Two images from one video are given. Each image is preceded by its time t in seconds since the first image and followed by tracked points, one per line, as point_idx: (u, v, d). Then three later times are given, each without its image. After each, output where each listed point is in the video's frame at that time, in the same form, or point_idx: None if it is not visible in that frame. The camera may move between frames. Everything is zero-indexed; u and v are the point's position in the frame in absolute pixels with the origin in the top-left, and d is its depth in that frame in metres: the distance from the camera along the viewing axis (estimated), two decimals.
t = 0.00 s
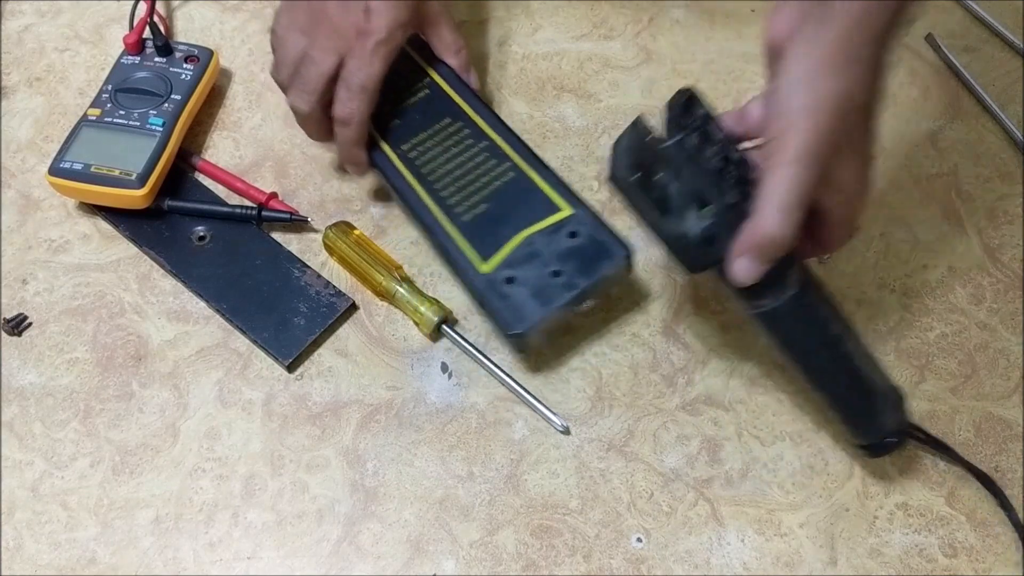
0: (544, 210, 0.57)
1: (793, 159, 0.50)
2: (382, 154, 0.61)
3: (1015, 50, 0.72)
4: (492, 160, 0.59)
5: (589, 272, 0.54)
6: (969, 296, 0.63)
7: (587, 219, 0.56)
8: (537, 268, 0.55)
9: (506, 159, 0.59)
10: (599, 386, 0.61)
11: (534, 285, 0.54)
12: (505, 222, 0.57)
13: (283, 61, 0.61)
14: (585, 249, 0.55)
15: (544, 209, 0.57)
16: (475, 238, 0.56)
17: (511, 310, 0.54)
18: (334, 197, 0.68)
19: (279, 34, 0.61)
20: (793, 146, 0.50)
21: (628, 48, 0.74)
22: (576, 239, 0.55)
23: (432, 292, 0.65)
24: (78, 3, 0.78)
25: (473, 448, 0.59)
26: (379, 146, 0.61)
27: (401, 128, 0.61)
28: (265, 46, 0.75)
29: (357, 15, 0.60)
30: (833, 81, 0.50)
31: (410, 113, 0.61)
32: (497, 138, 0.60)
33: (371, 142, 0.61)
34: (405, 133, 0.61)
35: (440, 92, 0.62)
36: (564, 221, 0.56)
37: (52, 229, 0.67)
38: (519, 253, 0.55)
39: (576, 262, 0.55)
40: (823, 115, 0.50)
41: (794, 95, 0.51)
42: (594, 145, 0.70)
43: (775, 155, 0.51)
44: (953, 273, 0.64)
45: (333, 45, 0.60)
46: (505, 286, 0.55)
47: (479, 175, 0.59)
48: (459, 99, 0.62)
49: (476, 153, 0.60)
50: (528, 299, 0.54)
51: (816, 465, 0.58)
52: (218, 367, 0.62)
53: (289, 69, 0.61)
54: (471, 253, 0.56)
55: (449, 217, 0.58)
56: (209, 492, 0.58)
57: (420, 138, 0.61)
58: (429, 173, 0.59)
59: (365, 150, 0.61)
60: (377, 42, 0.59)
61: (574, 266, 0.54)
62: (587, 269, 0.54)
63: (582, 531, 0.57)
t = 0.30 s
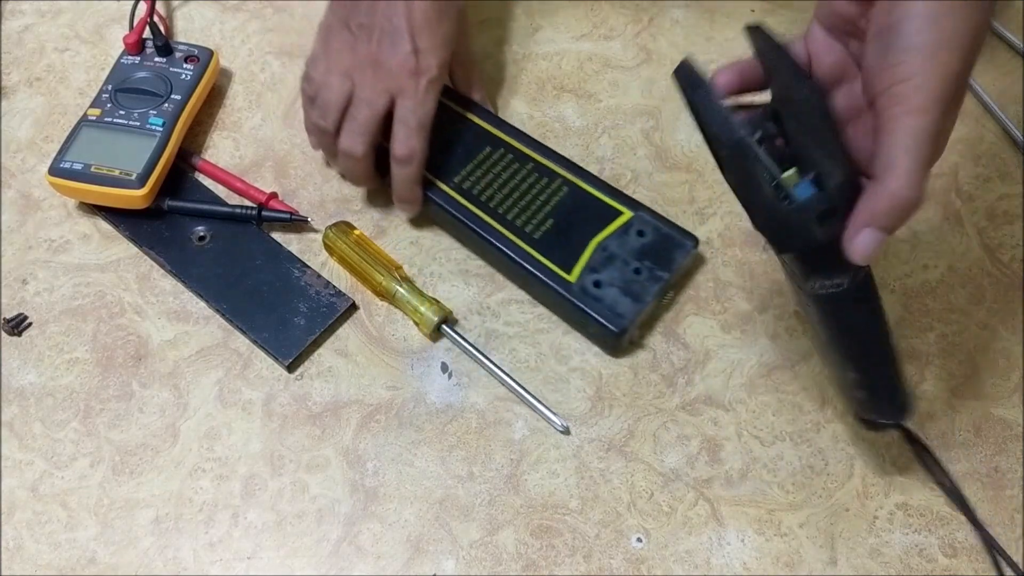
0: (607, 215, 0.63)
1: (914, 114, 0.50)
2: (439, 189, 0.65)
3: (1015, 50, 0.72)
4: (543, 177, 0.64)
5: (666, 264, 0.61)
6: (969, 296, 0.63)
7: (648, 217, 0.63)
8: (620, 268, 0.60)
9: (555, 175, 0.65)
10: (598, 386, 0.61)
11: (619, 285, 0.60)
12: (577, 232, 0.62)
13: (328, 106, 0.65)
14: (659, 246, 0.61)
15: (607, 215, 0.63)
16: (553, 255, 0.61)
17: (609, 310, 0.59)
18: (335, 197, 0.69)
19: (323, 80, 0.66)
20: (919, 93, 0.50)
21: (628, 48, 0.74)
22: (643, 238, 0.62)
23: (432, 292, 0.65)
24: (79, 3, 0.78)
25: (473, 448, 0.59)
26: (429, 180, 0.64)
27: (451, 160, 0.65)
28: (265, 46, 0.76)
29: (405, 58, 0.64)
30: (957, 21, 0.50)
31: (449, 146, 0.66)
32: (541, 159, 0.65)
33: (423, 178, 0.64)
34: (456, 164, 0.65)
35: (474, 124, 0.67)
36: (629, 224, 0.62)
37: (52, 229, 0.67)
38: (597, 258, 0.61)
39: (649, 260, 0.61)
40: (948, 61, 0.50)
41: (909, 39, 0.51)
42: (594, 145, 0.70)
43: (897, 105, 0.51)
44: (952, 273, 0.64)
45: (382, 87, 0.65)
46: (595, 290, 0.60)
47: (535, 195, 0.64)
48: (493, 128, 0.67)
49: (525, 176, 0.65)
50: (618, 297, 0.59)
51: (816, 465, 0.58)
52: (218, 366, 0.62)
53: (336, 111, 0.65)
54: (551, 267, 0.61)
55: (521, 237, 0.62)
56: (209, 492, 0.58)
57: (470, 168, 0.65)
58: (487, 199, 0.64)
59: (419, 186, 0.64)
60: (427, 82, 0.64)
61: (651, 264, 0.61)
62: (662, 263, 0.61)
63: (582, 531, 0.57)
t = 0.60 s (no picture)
0: (614, 220, 0.63)
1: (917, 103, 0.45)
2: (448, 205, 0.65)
3: (1015, 50, 0.72)
4: (550, 186, 0.65)
5: (674, 267, 0.61)
6: (969, 296, 0.63)
7: (654, 220, 0.63)
8: (628, 270, 0.61)
9: (561, 184, 0.65)
10: (598, 386, 0.61)
11: (626, 287, 0.60)
12: (584, 240, 0.63)
13: (342, 121, 0.66)
14: (666, 246, 0.62)
15: (614, 219, 0.63)
16: (560, 264, 0.62)
17: (617, 314, 0.59)
18: (335, 197, 0.69)
19: (335, 96, 0.68)
20: (930, 79, 0.46)
21: (628, 48, 0.74)
22: (650, 241, 0.62)
23: (432, 292, 0.65)
24: (78, 3, 0.78)
25: (473, 448, 0.59)
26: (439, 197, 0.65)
27: (457, 172, 0.66)
28: (265, 46, 0.76)
29: (418, 75, 0.65)
30: (973, 13, 0.46)
31: (456, 158, 0.67)
32: (547, 168, 0.66)
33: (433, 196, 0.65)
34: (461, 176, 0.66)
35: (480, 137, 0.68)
36: (637, 228, 0.63)
37: (52, 229, 0.67)
38: (604, 264, 0.61)
39: (658, 262, 0.61)
40: (961, 51, 0.46)
41: (920, 23, 0.46)
42: (594, 145, 0.70)
43: (907, 86, 0.46)
44: (952, 273, 0.64)
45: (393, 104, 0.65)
46: (602, 295, 0.60)
47: (541, 204, 0.64)
48: (500, 140, 0.67)
49: (531, 185, 0.65)
50: (627, 302, 0.60)
51: (816, 465, 0.58)
52: (218, 366, 0.62)
53: (349, 127, 0.66)
54: (559, 274, 0.61)
55: (527, 246, 0.63)
56: (209, 492, 0.58)
57: (475, 179, 0.66)
58: (493, 209, 0.64)
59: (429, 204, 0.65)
60: (439, 99, 0.65)
61: (659, 266, 0.61)
62: (669, 265, 0.61)
63: (582, 531, 0.57)
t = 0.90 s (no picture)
0: (614, 220, 0.63)
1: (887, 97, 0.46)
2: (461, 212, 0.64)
3: (1015, 50, 0.72)
4: (550, 186, 0.65)
5: (674, 266, 0.61)
6: (969, 296, 0.63)
7: (654, 220, 0.63)
8: (628, 271, 0.61)
9: (561, 184, 0.65)
10: (598, 386, 0.61)
11: (626, 288, 0.60)
12: (584, 239, 0.63)
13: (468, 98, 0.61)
14: (667, 246, 0.62)
15: (614, 219, 0.63)
16: (561, 264, 0.62)
17: (616, 314, 0.60)
18: (335, 197, 0.69)
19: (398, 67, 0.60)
20: (901, 67, 0.45)
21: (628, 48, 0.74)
22: (650, 241, 0.62)
23: (432, 292, 0.65)
24: (79, 3, 0.78)
25: (473, 448, 0.59)
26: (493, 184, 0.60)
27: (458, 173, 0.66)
28: (265, 46, 0.76)
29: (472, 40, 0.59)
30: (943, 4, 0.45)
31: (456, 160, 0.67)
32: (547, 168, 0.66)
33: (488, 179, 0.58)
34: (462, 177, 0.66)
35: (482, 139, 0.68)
36: (637, 228, 0.63)
37: (52, 229, 0.67)
38: (604, 264, 0.61)
39: (658, 262, 0.61)
40: (935, 42, 0.45)
41: (898, 12, 0.46)
42: (594, 145, 0.70)
43: (878, 74, 0.46)
44: (952, 273, 0.64)
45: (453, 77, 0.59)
46: (602, 295, 0.60)
47: (541, 205, 0.64)
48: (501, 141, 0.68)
49: (531, 186, 0.65)
50: (627, 302, 0.60)
51: (815, 465, 0.58)
52: (218, 366, 0.62)
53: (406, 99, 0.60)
54: (558, 274, 0.61)
55: (527, 246, 0.63)
56: (209, 492, 0.58)
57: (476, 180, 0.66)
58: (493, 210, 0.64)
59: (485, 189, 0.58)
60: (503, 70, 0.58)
61: (659, 266, 0.61)
62: (669, 265, 0.61)
63: (582, 531, 0.57)
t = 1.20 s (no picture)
0: (614, 219, 0.63)
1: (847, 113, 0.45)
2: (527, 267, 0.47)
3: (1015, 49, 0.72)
4: (550, 186, 0.65)
5: (674, 265, 0.61)
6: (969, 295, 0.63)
7: (654, 219, 0.63)
8: (627, 270, 0.61)
9: (561, 183, 0.65)
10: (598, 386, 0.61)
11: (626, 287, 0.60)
12: (584, 239, 0.63)
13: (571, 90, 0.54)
14: (667, 245, 0.62)
15: (614, 219, 0.63)
16: (560, 263, 0.62)
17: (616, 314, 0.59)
18: (335, 197, 0.69)
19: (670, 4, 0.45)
20: (889, 69, 0.44)
21: (628, 48, 0.74)
22: (650, 240, 0.62)
23: (432, 292, 0.65)
24: (79, 3, 0.78)
25: (473, 447, 0.59)
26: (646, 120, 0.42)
27: (458, 172, 0.66)
28: (265, 46, 0.76)
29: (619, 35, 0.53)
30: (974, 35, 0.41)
31: (457, 160, 0.67)
32: (547, 168, 0.66)
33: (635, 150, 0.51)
34: (461, 176, 0.66)
35: (482, 138, 0.68)
36: (636, 227, 0.63)
37: (52, 229, 0.67)
38: (604, 263, 0.61)
39: (659, 261, 0.61)
40: (939, 68, 0.42)
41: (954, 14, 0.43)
42: (595, 145, 0.70)
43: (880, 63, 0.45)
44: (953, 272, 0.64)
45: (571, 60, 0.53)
46: (602, 295, 0.60)
47: (541, 204, 0.64)
48: (501, 141, 0.68)
49: (531, 185, 0.65)
50: (625, 301, 0.59)
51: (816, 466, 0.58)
52: (218, 366, 0.62)
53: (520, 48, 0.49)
54: (556, 273, 0.61)
55: (527, 245, 0.63)
56: (209, 492, 0.58)
57: (475, 180, 0.66)
58: (493, 209, 0.64)
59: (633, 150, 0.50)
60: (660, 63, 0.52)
61: (659, 265, 0.61)
62: (669, 263, 0.61)
63: (582, 531, 0.57)
